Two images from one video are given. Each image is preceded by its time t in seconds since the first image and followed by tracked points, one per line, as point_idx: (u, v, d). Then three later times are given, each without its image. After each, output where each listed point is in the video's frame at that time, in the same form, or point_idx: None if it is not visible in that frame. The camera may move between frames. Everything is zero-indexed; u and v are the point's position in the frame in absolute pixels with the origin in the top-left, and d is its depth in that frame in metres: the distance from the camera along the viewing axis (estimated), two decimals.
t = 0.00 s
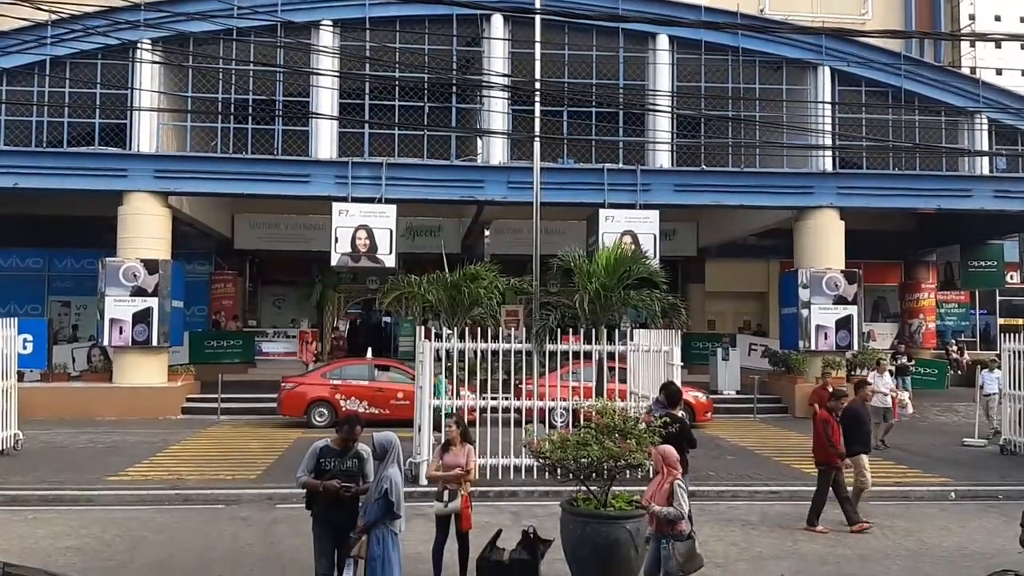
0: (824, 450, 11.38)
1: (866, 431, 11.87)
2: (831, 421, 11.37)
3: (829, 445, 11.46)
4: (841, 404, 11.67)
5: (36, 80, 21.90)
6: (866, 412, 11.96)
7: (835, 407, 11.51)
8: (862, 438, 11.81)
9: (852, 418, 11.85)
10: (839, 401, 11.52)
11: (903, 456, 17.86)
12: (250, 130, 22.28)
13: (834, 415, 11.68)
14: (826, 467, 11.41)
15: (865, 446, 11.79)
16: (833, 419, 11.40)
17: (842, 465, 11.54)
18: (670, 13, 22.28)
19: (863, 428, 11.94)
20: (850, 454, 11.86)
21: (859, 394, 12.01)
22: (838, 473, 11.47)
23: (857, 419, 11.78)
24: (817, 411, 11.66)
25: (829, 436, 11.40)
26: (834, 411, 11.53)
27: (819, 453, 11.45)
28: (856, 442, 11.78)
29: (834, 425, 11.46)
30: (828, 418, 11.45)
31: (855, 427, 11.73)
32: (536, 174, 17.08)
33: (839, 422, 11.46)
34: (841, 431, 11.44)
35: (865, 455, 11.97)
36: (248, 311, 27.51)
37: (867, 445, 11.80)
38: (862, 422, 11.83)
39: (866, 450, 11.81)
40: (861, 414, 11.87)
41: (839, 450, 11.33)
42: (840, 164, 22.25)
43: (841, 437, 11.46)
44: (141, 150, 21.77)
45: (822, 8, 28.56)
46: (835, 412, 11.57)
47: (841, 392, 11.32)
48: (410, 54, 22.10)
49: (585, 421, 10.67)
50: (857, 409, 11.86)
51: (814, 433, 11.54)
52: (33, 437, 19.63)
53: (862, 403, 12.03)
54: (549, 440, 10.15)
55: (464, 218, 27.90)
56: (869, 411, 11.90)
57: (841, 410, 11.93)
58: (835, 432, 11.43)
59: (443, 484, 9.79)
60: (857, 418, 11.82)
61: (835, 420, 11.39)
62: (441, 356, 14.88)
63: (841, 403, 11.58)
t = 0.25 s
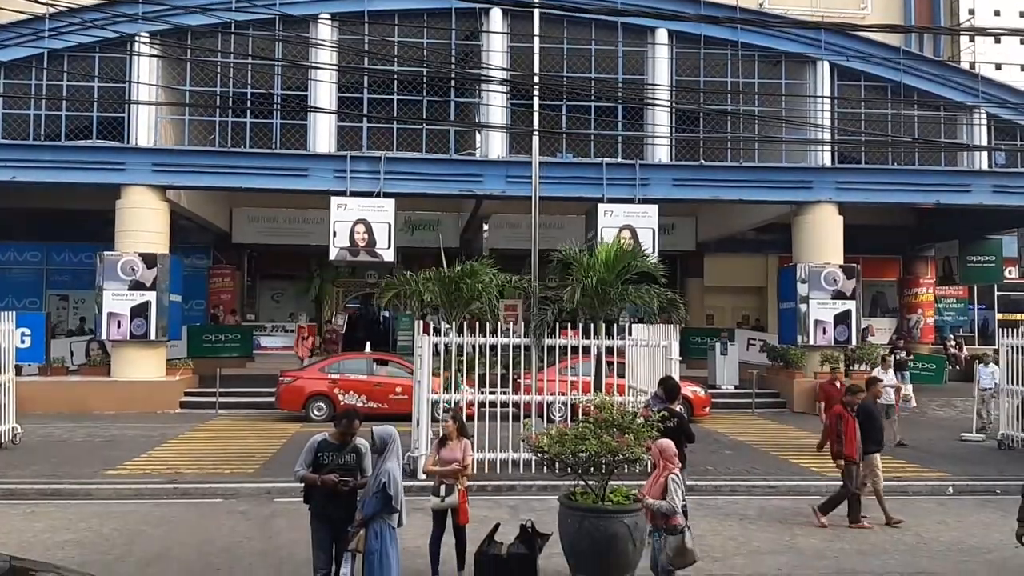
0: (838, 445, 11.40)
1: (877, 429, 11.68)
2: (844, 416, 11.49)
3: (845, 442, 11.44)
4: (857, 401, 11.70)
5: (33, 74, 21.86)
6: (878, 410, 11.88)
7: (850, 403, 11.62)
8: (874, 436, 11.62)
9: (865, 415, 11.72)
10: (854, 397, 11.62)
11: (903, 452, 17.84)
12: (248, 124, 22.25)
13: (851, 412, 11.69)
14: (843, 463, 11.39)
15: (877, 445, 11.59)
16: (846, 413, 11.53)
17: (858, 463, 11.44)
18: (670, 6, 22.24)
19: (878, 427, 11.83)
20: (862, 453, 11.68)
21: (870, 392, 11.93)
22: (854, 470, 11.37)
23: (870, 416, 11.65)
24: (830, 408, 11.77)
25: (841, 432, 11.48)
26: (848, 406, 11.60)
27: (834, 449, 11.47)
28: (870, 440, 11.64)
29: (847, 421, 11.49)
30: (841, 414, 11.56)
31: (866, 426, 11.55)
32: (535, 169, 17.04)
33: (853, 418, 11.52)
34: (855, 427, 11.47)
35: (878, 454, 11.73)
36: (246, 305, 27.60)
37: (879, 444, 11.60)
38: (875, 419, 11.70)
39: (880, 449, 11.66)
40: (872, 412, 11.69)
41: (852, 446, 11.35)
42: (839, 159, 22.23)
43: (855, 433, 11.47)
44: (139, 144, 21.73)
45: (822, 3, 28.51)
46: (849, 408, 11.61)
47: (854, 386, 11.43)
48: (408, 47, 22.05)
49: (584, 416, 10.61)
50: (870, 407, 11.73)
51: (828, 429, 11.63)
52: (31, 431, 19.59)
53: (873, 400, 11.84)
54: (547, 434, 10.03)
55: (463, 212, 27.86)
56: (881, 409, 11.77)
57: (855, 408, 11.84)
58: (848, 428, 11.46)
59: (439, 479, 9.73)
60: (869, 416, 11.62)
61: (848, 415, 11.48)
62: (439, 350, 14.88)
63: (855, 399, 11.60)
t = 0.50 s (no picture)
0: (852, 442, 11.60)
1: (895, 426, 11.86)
2: (859, 412, 11.63)
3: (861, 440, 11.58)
4: (873, 399, 11.83)
5: (33, 68, 21.87)
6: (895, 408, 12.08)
7: (867, 400, 11.76)
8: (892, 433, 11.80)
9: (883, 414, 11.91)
10: (871, 395, 11.74)
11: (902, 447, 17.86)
12: (248, 118, 22.24)
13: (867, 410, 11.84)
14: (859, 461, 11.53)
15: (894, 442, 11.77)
16: (862, 410, 11.67)
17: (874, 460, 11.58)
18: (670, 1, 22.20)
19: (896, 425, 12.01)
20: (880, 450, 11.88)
21: (885, 389, 12.11)
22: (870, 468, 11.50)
23: (888, 414, 11.86)
24: (847, 405, 11.93)
25: (857, 429, 11.63)
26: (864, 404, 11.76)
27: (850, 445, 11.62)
28: (886, 437, 11.82)
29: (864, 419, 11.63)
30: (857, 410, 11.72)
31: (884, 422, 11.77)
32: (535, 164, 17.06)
33: (869, 415, 11.66)
34: (871, 424, 11.61)
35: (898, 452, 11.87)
36: (245, 298, 27.62)
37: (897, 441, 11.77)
38: (893, 417, 11.88)
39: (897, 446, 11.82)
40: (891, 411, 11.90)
41: (868, 444, 11.51)
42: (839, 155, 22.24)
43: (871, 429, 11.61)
44: (138, 138, 21.73)
45: None
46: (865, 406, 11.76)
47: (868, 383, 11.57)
48: (408, 42, 22.04)
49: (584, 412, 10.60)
50: (887, 405, 11.97)
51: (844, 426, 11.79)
52: (30, 425, 19.61)
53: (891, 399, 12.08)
54: (547, 429, 10.06)
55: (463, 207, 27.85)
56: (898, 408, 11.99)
57: (872, 406, 12.04)
58: (863, 425, 11.61)
59: (437, 474, 9.75)
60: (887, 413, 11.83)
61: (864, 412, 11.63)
62: (439, 345, 14.86)
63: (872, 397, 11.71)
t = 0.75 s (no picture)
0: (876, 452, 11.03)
1: (915, 431, 11.45)
2: (885, 419, 11.06)
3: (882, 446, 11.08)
4: (895, 404, 11.22)
5: (11, 59, 21.19)
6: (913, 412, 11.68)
7: (889, 406, 11.16)
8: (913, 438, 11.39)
9: (904, 417, 11.48)
10: (894, 400, 11.16)
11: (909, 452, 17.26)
12: (235, 111, 21.52)
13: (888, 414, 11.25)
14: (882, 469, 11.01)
15: (915, 449, 11.39)
16: (885, 416, 11.11)
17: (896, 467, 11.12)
18: None
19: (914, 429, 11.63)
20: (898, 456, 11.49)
21: (907, 393, 11.77)
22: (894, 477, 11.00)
23: (909, 418, 11.40)
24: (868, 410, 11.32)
25: (881, 437, 11.07)
26: (888, 410, 11.15)
27: (873, 454, 11.09)
28: (906, 443, 11.43)
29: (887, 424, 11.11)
30: (880, 417, 11.14)
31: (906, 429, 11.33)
32: (531, 159, 16.45)
33: (892, 421, 11.13)
34: (895, 431, 11.10)
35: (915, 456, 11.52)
36: (232, 297, 26.88)
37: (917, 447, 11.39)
38: (914, 421, 11.45)
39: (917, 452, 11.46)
40: (910, 414, 11.45)
41: (892, 452, 11.00)
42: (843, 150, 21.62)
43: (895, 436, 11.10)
44: (121, 131, 21.03)
45: None
46: (890, 412, 11.17)
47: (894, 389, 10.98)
48: (400, 33, 21.37)
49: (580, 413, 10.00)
50: (909, 408, 11.50)
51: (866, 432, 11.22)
52: (8, 428, 18.90)
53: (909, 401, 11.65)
54: (543, 432, 9.47)
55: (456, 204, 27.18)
56: (918, 410, 11.55)
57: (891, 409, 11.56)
58: (886, 431, 11.07)
59: (428, 479, 9.15)
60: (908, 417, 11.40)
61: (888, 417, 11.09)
62: (432, 346, 14.09)
63: (895, 400, 11.16)
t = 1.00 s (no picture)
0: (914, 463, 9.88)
1: (955, 442, 10.26)
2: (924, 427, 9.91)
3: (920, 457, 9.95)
4: (933, 411, 10.08)
5: None
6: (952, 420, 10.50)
7: (928, 412, 10.03)
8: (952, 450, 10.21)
9: (942, 426, 10.30)
10: (932, 406, 10.03)
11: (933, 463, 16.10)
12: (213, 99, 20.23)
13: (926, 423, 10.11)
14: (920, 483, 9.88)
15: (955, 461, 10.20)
16: (925, 424, 9.95)
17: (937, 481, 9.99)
18: None
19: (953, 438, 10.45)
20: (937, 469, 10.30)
21: (946, 400, 10.57)
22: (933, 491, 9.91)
23: (947, 425, 10.20)
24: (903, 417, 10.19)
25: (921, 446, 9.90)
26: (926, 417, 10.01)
27: (912, 465, 9.93)
28: (944, 454, 10.24)
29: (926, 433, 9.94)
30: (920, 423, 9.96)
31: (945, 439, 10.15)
32: (529, 149, 15.23)
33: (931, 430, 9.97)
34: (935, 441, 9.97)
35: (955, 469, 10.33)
36: (210, 296, 25.64)
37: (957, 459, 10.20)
38: (953, 431, 10.27)
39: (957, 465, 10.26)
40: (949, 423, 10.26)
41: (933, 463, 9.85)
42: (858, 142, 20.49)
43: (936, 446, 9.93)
44: (91, 120, 19.73)
45: None
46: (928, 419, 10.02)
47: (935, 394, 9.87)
48: (389, 17, 20.15)
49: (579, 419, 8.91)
50: (947, 416, 10.31)
51: (904, 439, 10.04)
52: None
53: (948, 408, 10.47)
54: (540, 439, 8.41)
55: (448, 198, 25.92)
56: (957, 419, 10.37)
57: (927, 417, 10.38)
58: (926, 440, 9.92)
59: (416, 490, 8.03)
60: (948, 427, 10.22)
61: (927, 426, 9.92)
62: (422, 349, 12.95)
63: (933, 407, 10.04)
